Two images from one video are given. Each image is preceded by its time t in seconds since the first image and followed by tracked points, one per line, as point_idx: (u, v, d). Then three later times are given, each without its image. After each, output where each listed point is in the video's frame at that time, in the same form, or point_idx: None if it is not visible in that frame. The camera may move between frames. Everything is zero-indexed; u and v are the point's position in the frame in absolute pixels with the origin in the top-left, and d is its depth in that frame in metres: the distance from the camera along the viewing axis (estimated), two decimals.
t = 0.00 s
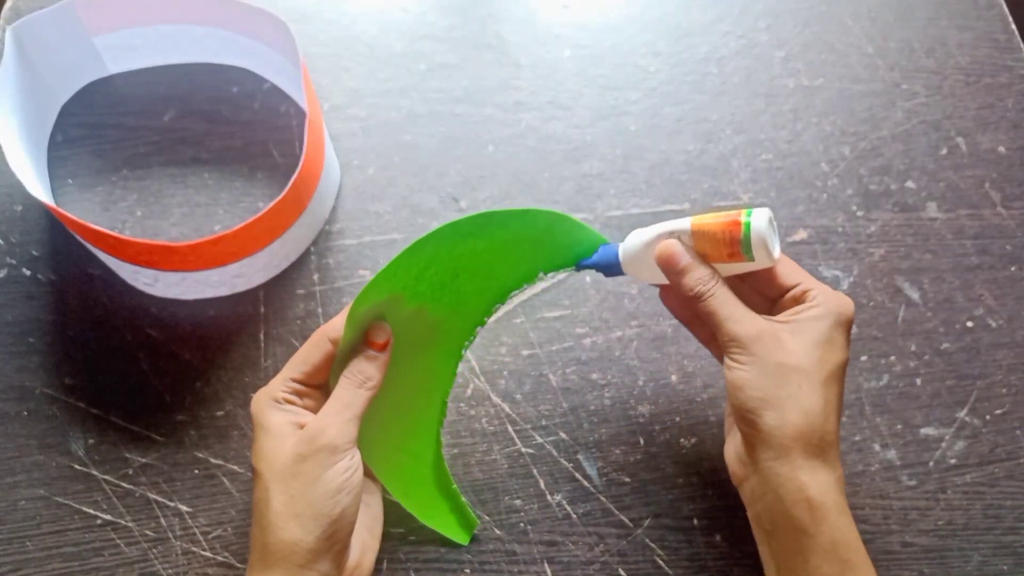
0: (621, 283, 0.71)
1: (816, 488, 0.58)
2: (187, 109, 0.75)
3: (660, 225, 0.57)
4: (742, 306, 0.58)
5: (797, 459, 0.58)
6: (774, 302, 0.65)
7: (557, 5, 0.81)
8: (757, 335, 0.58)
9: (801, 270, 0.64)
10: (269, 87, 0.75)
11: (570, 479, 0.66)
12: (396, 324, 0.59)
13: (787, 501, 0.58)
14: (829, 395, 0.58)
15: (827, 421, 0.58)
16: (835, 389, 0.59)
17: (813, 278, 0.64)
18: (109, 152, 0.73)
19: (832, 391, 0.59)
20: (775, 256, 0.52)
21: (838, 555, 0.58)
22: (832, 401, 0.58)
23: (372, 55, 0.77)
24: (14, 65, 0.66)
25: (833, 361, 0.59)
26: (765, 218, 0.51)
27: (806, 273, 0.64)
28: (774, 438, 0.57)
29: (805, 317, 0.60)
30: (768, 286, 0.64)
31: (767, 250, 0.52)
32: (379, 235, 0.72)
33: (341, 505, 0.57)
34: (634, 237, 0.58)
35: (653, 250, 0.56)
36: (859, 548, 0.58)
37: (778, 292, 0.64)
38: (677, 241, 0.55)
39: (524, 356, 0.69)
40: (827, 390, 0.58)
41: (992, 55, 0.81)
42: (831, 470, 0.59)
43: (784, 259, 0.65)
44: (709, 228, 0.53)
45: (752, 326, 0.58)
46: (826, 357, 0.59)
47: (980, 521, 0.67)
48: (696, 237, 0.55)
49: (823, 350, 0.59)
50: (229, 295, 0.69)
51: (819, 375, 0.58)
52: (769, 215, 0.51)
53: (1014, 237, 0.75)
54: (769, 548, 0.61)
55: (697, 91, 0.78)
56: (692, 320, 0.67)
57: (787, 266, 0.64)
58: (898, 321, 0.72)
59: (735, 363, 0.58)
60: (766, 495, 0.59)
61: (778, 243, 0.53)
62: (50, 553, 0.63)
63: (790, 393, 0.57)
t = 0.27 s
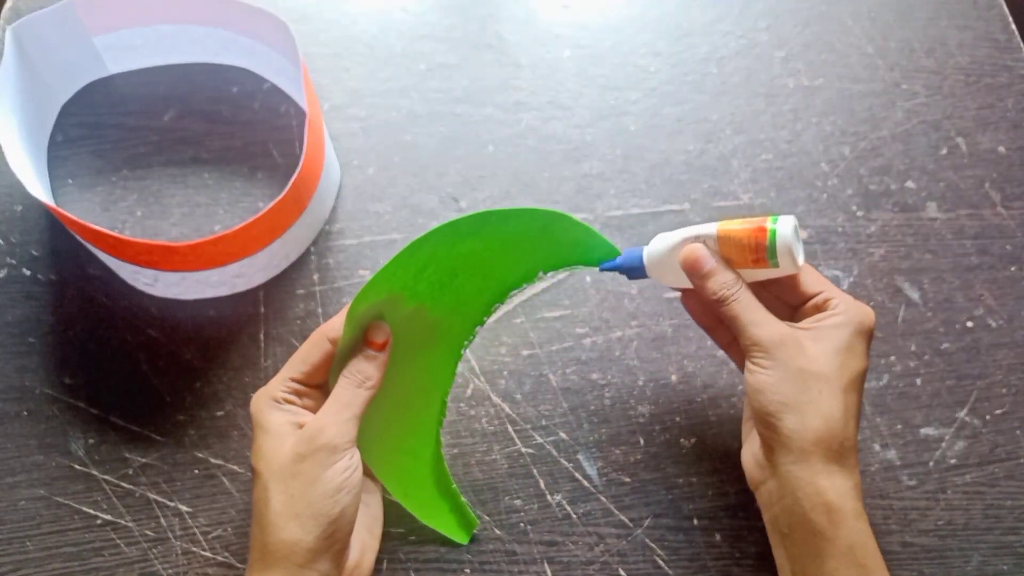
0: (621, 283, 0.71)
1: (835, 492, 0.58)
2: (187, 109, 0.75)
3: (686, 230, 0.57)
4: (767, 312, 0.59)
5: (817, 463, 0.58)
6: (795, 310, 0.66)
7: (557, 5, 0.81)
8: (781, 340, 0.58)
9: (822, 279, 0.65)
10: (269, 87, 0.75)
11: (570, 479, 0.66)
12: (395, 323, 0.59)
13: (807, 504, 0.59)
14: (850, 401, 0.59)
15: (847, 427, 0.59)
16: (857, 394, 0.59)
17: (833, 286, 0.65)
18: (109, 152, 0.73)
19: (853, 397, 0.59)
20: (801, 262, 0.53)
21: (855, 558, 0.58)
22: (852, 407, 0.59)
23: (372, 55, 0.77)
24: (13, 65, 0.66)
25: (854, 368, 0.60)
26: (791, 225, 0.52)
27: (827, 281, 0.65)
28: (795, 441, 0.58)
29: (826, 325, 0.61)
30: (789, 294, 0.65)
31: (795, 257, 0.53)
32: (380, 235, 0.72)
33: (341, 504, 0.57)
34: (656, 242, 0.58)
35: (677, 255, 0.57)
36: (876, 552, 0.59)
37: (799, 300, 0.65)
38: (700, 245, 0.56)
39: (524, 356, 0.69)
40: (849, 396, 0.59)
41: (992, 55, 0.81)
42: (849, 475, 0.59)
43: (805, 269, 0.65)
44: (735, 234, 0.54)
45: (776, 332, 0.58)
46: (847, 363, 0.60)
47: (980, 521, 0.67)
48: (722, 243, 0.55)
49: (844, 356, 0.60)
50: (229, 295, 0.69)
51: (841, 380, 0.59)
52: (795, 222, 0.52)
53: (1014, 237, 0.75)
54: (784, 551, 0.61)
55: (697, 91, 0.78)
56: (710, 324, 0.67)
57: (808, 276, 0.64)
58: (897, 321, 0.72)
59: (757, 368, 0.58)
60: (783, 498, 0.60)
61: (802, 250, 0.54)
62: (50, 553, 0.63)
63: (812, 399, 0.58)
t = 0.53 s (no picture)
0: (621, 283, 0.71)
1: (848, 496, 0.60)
2: (187, 109, 0.75)
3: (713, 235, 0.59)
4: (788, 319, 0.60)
5: (832, 465, 0.59)
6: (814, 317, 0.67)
7: (557, 5, 0.81)
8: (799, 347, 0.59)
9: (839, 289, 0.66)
10: (269, 87, 0.75)
11: (570, 479, 0.66)
12: (390, 321, 0.59)
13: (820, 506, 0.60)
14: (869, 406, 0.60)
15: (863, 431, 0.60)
16: (873, 402, 0.61)
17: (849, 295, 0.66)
18: (109, 152, 0.73)
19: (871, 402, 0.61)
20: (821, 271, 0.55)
21: (866, 560, 0.59)
22: (868, 413, 0.60)
23: (372, 55, 0.77)
24: (13, 65, 0.66)
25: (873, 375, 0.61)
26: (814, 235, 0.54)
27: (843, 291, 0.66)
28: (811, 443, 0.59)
29: (846, 334, 0.63)
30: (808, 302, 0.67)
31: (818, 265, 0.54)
32: (380, 235, 0.72)
33: (337, 503, 0.57)
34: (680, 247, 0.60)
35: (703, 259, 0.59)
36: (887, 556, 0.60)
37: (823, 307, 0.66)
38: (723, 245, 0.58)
39: (524, 356, 0.69)
40: (867, 403, 0.60)
41: (992, 55, 0.81)
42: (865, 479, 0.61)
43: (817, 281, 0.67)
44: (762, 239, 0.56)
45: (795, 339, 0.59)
46: (858, 373, 0.61)
47: (980, 521, 0.67)
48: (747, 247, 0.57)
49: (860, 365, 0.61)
50: (229, 294, 0.69)
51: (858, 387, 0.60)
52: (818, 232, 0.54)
53: (1014, 237, 0.75)
54: (794, 553, 0.62)
55: (696, 91, 0.78)
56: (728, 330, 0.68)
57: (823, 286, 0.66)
58: (897, 321, 0.72)
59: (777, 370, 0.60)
60: (797, 500, 0.61)
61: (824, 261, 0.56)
62: (50, 553, 0.63)
63: (828, 405, 0.59)
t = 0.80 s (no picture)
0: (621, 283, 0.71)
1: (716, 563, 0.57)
2: (188, 109, 0.75)
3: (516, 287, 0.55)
4: (610, 371, 0.57)
5: (688, 530, 0.58)
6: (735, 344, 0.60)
7: (557, 5, 0.81)
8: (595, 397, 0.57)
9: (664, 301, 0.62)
10: (269, 87, 0.75)
11: (571, 480, 0.67)
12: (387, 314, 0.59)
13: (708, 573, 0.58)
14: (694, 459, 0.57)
15: (720, 482, 0.58)
16: (718, 453, 0.57)
17: (692, 319, 0.60)
18: (109, 152, 0.73)
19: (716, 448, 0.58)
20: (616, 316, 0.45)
21: None
22: (716, 469, 0.57)
23: (372, 55, 0.77)
24: (14, 66, 0.66)
25: (720, 414, 0.58)
26: (617, 270, 0.45)
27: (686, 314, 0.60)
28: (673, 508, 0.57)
29: (686, 378, 0.57)
30: (712, 334, 0.59)
31: (609, 312, 0.45)
32: (380, 235, 0.72)
33: (341, 497, 0.56)
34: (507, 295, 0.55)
35: (520, 315, 0.53)
36: None
37: (733, 338, 0.59)
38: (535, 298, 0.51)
39: (524, 356, 0.69)
40: (706, 458, 0.57)
41: (992, 55, 0.81)
42: (742, 520, 0.59)
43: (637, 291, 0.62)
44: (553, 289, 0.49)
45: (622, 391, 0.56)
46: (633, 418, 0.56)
47: (979, 521, 0.67)
48: (544, 312, 0.51)
49: (672, 409, 0.57)
50: (229, 294, 0.69)
51: (661, 442, 0.56)
52: (621, 267, 0.45)
53: (1014, 237, 0.75)
54: None
55: (696, 91, 0.78)
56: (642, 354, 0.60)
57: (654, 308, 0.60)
58: (897, 321, 0.72)
59: (618, 438, 0.58)
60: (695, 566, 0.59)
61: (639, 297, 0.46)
62: (50, 553, 0.63)
63: (671, 468, 0.56)
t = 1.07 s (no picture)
0: (621, 284, 0.71)
1: None
2: (188, 109, 0.75)
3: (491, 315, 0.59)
4: (584, 397, 0.57)
5: (664, 549, 0.58)
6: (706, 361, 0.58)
7: (557, 5, 0.80)
8: (573, 422, 0.57)
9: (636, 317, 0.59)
10: (269, 87, 0.75)
11: (571, 479, 0.67)
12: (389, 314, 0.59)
13: None
14: (671, 484, 0.56)
15: (694, 504, 0.57)
16: (688, 474, 0.57)
17: (662, 337, 0.58)
18: (109, 152, 0.73)
19: (692, 470, 0.57)
20: (569, 347, 0.46)
21: None
22: (684, 490, 0.57)
23: (371, 55, 0.77)
24: (13, 66, 0.66)
25: (687, 437, 0.57)
26: (575, 300, 0.46)
27: (658, 332, 0.58)
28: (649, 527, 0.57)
29: (651, 400, 0.56)
30: (680, 354, 0.57)
31: (562, 342, 0.46)
32: (380, 235, 0.72)
33: (341, 498, 0.56)
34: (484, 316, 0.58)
35: (495, 338, 0.57)
36: None
37: (699, 354, 0.57)
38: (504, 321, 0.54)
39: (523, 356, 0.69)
40: (674, 480, 0.56)
41: (992, 54, 0.81)
42: (721, 536, 0.58)
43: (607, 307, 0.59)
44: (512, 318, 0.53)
45: (602, 417, 0.56)
46: (611, 443, 0.56)
47: (980, 521, 0.67)
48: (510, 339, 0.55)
49: (649, 433, 0.56)
50: (229, 294, 0.69)
51: (643, 470, 0.56)
52: (579, 298, 0.47)
53: (1014, 237, 0.75)
54: None
55: (696, 91, 0.78)
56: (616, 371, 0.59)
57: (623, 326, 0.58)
58: (897, 321, 0.72)
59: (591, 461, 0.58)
60: None
61: (598, 329, 0.47)
62: (50, 553, 0.63)
63: (639, 491, 0.56)
